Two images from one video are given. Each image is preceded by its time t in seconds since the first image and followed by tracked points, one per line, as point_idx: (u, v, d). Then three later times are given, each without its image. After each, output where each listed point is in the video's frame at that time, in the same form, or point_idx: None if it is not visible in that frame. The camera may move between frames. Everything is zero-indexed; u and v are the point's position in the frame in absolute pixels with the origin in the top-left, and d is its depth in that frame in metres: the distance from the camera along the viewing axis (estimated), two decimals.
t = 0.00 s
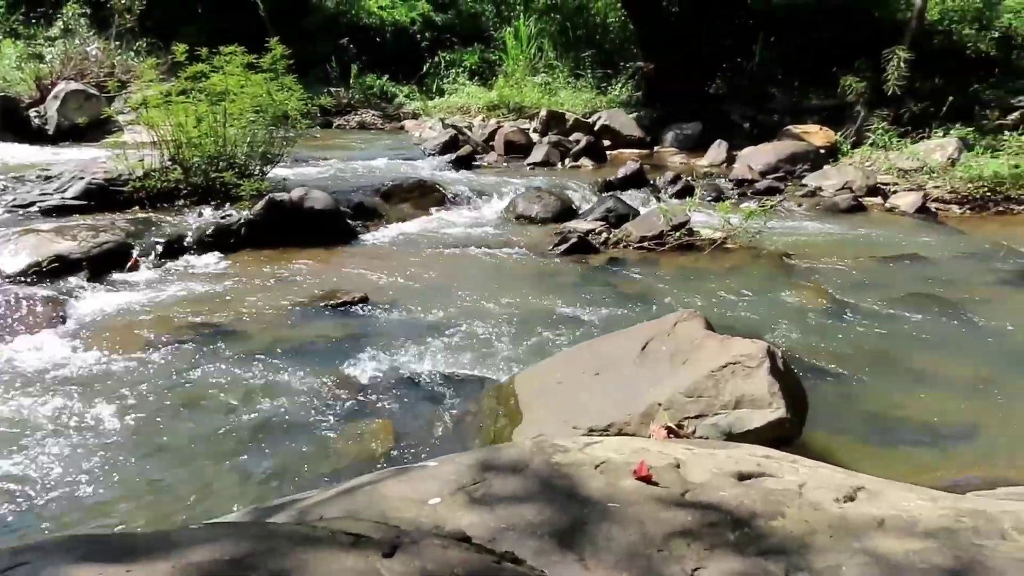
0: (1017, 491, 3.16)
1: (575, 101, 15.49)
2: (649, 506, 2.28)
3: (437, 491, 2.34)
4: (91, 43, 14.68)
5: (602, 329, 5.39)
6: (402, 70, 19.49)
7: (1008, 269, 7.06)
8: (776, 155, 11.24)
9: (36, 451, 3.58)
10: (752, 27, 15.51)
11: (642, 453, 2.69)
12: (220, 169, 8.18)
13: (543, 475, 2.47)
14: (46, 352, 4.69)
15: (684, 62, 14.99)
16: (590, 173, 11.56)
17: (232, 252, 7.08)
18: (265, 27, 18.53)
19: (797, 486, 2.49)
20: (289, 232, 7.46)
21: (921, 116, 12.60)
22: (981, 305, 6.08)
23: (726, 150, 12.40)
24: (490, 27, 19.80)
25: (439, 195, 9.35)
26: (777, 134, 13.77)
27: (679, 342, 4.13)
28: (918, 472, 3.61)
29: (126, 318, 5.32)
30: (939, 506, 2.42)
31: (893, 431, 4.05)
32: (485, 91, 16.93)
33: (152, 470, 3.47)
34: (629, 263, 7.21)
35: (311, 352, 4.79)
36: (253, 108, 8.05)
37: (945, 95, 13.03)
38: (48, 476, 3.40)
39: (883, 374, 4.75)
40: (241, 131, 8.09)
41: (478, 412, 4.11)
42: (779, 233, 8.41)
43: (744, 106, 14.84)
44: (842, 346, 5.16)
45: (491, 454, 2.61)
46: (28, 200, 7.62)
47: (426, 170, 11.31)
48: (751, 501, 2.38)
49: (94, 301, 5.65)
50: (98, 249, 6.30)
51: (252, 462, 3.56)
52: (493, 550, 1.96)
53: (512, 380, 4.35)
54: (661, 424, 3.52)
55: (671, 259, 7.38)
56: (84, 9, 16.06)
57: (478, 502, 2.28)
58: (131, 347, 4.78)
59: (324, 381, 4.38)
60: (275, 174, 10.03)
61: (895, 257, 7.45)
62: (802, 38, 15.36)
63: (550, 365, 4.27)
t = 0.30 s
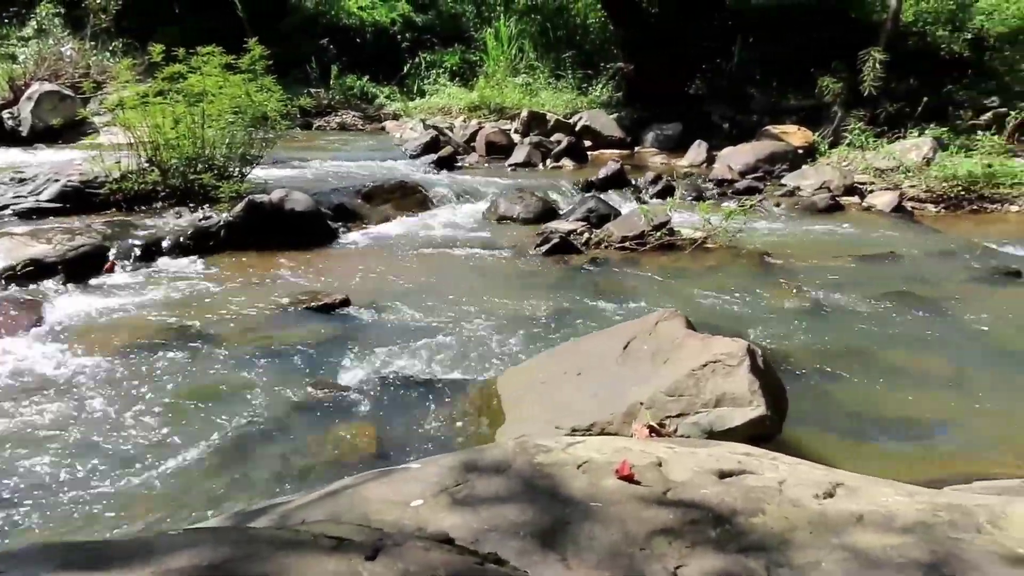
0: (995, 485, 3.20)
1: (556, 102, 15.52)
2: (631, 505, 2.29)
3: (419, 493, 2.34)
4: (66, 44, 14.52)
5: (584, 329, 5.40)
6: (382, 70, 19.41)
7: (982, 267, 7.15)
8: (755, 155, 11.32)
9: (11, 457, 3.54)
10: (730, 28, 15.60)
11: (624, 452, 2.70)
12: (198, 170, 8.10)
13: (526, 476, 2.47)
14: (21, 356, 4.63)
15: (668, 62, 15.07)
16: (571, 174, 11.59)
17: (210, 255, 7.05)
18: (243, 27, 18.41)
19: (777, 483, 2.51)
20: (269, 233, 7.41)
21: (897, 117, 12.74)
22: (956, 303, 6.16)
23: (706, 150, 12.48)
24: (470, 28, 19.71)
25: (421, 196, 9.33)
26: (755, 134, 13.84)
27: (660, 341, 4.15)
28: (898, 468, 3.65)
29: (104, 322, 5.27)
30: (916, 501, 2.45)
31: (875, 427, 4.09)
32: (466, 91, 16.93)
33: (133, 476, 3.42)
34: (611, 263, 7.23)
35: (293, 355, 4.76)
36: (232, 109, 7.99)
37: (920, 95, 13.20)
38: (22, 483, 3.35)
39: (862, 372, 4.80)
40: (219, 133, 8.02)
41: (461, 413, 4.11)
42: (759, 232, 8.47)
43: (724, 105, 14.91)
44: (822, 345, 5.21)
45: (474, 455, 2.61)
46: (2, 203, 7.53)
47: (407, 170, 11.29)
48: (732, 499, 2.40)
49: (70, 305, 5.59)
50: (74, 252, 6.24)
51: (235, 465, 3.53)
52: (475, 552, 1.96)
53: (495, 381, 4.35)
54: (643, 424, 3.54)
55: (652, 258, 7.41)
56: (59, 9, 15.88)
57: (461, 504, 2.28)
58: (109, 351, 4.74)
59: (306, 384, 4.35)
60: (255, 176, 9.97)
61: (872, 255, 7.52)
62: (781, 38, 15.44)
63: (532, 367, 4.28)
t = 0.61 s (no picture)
0: (974, 480, 3.25)
1: (539, 103, 15.54)
2: (616, 506, 2.29)
3: (404, 495, 2.33)
4: (42, 45, 14.35)
5: (569, 330, 5.41)
6: (365, 71, 19.35)
7: (961, 265, 7.23)
8: (737, 156, 11.38)
9: None
10: (712, 29, 15.56)
11: (609, 452, 2.70)
12: (179, 173, 8.03)
13: (511, 477, 2.47)
14: None
15: (650, 63, 15.16)
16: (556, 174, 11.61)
17: (192, 258, 6.98)
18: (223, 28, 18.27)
19: (761, 481, 2.52)
20: (252, 236, 7.36)
21: (876, 117, 12.86)
22: (936, 300, 6.23)
23: (689, 150, 12.54)
24: (453, 29, 19.68)
25: (404, 198, 9.30)
26: (736, 135, 13.89)
27: (644, 341, 4.16)
28: (880, 464, 3.69)
29: (83, 327, 5.21)
30: (897, 497, 2.47)
31: (857, 425, 4.12)
32: (449, 93, 16.90)
33: (114, 481, 3.40)
34: (596, 264, 7.25)
35: (276, 358, 4.74)
36: (213, 111, 7.95)
37: (899, 96, 13.32)
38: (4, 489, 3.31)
39: (845, 369, 4.84)
40: (200, 134, 7.98)
41: (445, 415, 4.10)
42: (742, 232, 8.52)
43: (706, 106, 14.98)
44: (805, 343, 5.25)
45: (458, 457, 2.60)
46: None
47: (390, 172, 11.25)
48: (716, 497, 2.40)
49: (48, 310, 5.53)
50: (53, 257, 6.17)
51: (218, 470, 3.51)
52: (461, 554, 1.96)
53: (479, 383, 4.34)
54: (628, 423, 3.54)
55: (636, 259, 7.44)
56: (35, 11, 15.70)
57: (446, 506, 2.27)
58: (89, 356, 4.68)
59: (289, 388, 4.33)
60: (236, 178, 9.89)
61: (853, 254, 7.59)
62: (764, 42, 15.64)
63: (517, 368, 4.27)
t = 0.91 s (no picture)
0: (952, 476, 3.28)
1: (522, 103, 15.54)
2: (599, 505, 2.29)
3: (387, 498, 2.32)
4: (19, 45, 14.17)
5: (553, 330, 5.42)
6: (347, 72, 19.26)
7: (940, 263, 7.30)
8: (719, 156, 11.44)
9: None
10: (695, 29, 15.75)
11: (592, 452, 2.71)
12: (158, 174, 7.95)
13: (495, 478, 2.46)
14: None
15: (633, 63, 15.17)
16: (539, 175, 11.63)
17: (173, 261, 6.92)
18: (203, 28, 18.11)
19: (743, 479, 2.54)
20: (233, 237, 7.31)
21: (856, 117, 12.97)
22: (916, 298, 6.30)
23: (671, 151, 12.59)
24: (435, 29, 19.63)
25: (387, 199, 9.27)
26: (717, 135, 13.95)
27: (627, 341, 4.18)
28: (861, 460, 3.72)
29: (60, 331, 5.14)
30: (878, 493, 2.49)
31: (838, 422, 4.14)
32: (432, 93, 16.85)
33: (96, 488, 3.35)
34: (579, 264, 7.27)
35: (259, 361, 4.71)
36: (193, 112, 7.89)
37: (878, 96, 13.44)
38: None
39: (826, 367, 4.88)
40: (179, 135, 7.91)
41: (428, 416, 4.09)
42: (724, 231, 8.57)
43: (687, 107, 15.01)
44: (786, 341, 5.29)
45: (442, 459, 2.59)
46: None
47: (373, 173, 11.21)
48: (698, 496, 2.41)
49: (25, 314, 5.46)
50: (29, 260, 6.10)
51: (200, 475, 3.48)
52: (444, 556, 1.96)
53: (463, 385, 4.33)
54: (612, 423, 3.55)
55: (619, 259, 7.46)
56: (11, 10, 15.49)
57: (429, 508, 2.26)
58: (67, 362, 4.61)
59: (272, 391, 4.30)
60: (217, 180, 9.82)
61: (834, 253, 7.65)
62: (745, 41, 15.71)
63: (501, 369, 4.27)
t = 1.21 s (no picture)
0: (922, 471, 3.33)
1: (497, 105, 15.53)
2: (574, 506, 2.30)
3: (361, 502, 2.30)
4: None
5: (529, 331, 5.42)
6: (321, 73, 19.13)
7: (909, 262, 7.42)
8: (693, 157, 11.52)
9: None
10: (668, 32, 16.05)
11: (567, 453, 2.71)
12: (128, 177, 7.84)
13: (470, 480, 2.46)
14: None
15: (609, 64, 15.22)
16: (515, 175, 11.64)
17: (143, 264, 6.86)
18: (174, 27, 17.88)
19: (716, 477, 2.55)
20: (205, 239, 7.23)
21: (827, 117, 13.12)
22: (886, 296, 6.39)
23: (645, 152, 12.65)
24: (410, 30, 19.55)
25: (362, 200, 9.22)
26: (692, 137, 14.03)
27: (602, 341, 4.19)
28: (833, 458, 3.76)
29: (27, 337, 5.05)
30: (848, 489, 2.52)
31: (811, 420, 4.19)
32: (407, 94, 16.77)
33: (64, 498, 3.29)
34: (555, 265, 7.28)
35: (233, 365, 4.66)
36: (163, 113, 7.80)
37: (848, 98, 13.62)
38: None
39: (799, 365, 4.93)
40: (149, 137, 7.82)
41: (404, 419, 4.07)
42: (698, 232, 8.62)
43: (661, 108, 15.06)
44: (760, 340, 5.34)
45: (417, 462, 2.58)
46: None
47: (347, 174, 11.14)
48: (673, 495, 2.42)
49: None
50: None
51: (173, 482, 3.43)
52: (417, 560, 1.95)
53: (439, 388, 4.31)
54: (587, 423, 3.56)
55: (595, 259, 7.49)
56: None
57: (404, 512, 2.25)
58: (32, 368, 4.52)
59: (245, 395, 4.26)
60: (188, 182, 9.69)
61: (806, 253, 7.72)
62: (719, 43, 16.03)
63: (477, 370, 4.26)
